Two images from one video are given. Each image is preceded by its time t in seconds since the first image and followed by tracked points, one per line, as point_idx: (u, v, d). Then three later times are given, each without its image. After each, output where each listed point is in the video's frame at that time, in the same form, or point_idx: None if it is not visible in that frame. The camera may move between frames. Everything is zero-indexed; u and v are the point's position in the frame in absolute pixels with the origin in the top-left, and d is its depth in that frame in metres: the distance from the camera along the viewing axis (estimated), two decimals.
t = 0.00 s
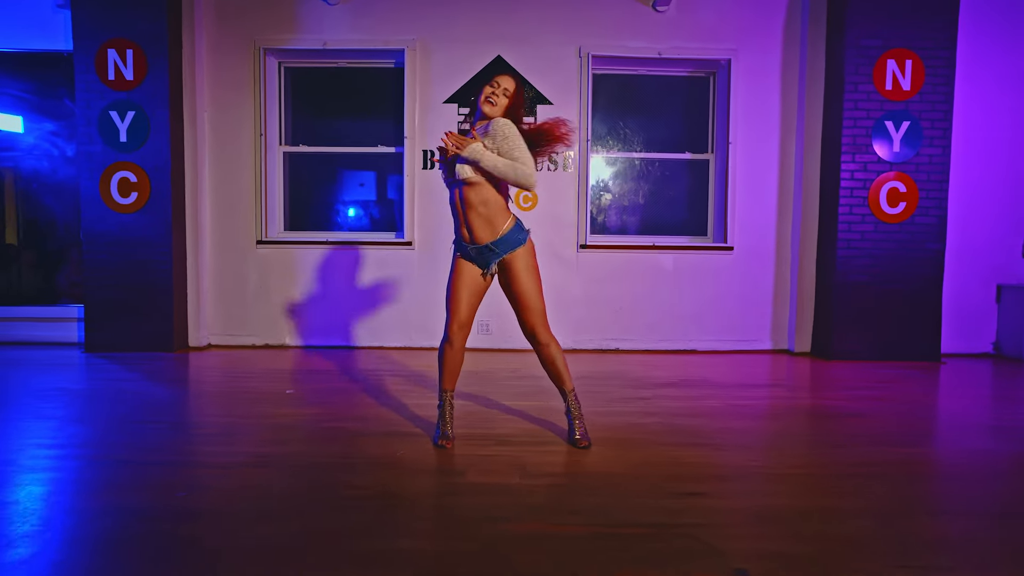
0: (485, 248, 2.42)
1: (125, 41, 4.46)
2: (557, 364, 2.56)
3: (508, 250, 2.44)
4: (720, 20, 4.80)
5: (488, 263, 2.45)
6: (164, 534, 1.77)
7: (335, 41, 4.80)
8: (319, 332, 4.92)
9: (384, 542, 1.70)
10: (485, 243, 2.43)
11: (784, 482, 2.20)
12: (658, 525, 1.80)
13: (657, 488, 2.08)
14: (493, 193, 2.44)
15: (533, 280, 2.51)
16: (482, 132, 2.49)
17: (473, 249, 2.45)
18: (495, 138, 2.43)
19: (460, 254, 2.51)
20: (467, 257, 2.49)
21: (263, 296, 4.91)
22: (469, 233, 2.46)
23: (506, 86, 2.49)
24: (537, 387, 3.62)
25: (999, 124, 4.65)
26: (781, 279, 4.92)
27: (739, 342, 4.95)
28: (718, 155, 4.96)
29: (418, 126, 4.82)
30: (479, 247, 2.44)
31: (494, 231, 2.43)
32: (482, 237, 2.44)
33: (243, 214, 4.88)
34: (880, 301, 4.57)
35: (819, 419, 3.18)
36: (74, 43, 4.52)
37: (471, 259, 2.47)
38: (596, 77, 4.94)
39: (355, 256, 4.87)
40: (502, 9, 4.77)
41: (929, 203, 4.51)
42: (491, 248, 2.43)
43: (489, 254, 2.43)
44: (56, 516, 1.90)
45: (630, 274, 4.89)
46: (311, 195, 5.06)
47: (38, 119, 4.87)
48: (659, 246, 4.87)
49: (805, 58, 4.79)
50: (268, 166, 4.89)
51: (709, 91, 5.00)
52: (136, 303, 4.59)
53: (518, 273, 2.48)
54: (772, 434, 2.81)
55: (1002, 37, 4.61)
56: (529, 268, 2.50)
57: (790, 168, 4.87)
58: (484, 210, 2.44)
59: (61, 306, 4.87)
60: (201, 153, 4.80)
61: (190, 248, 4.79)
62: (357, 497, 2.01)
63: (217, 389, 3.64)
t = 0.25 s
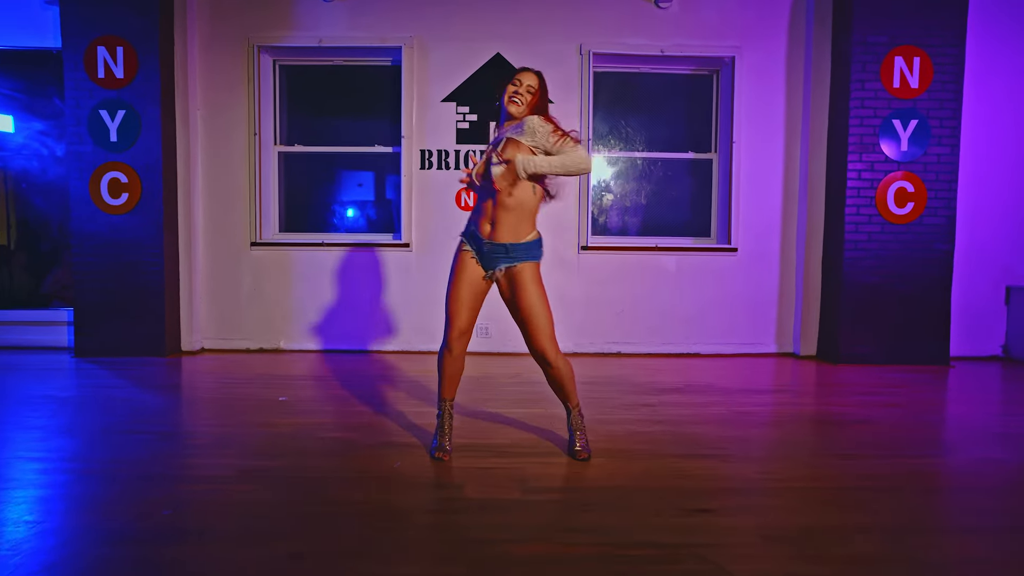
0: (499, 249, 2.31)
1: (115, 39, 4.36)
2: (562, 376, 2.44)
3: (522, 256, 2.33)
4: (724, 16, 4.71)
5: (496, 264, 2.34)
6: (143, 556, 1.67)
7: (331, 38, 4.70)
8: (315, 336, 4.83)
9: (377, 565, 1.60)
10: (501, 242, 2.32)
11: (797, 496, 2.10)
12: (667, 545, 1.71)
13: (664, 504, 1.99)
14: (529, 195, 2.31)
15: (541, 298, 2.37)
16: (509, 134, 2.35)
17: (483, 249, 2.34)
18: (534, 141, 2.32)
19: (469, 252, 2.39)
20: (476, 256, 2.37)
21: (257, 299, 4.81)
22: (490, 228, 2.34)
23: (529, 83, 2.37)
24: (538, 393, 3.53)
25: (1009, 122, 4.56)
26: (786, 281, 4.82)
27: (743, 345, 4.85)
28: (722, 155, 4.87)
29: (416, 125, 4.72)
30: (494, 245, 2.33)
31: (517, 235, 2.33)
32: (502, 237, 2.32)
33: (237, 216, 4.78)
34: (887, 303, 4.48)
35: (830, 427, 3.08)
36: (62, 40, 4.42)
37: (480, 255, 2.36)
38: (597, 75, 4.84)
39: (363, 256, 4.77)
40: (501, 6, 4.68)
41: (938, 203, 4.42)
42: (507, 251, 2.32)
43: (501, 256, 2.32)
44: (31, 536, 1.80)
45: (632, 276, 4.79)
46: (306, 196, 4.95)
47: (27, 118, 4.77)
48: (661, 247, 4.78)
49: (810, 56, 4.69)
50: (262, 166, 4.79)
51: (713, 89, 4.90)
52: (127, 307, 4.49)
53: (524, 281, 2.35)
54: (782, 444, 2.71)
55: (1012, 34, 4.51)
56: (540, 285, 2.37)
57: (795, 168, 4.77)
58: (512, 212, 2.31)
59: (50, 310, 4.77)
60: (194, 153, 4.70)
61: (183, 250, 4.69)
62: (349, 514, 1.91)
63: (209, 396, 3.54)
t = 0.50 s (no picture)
0: (546, 258, 2.20)
1: (104, 38, 4.27)
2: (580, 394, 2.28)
3: (567, 260, 2.21)
4: (726, 15, 4.63)
5: (547, 277, 2.22)
6: None
7: (325, 38, 4.61)
8: (310, 341, 4.74)
9: None
10: (548, 250, 2.20)
11: (804, 514, 2.02)
12: (670, 570, 1.62)
13: (667, 523, 1.90)
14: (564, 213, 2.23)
15: (583, 305, 2.21)
16: (539, 148, 2.25)
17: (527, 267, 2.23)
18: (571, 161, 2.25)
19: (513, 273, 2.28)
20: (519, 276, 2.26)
21: (251, 303, 4.72)
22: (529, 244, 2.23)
23: (555, 92, 2.29)
24: (537, 401, 3.44)
25: (1016, 123, 4.47)
26: (789, 285, 4.74)
27: (745, 350, 4.76)
28: (723, 156, 4.78)
29: (412, 126, 4.63)
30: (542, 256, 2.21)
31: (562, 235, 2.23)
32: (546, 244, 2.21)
33: (230, 219, 4.69)
34: (892, 308, 4.39)
35: (836, 437, 2.99)
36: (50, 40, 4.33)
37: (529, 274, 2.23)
38: (597, 75, 4.76)
39: (381, 260, 4.69)
40: (498, 4, 4.59)
41: (944, 205, 4.33)
42: (552, 256, 2.20)
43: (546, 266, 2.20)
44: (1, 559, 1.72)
45: (633, 280, 4.70)
46: (300, 198, 4.86)
47: (16, 119, 4.68)
48: (662, 250, 4.69)
49: (813, 55, 4.61)
50: (256, 168, 4.70)
51: (714, 89, 4.82)
52: (117, 311, 4.40)
53: (569, 289, 2.21)
54: (788, 456, 2.62)
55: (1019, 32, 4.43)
56: (585, 293, 2.22)
57: (798, 169, 4.69)
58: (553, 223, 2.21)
59: (39, 315, 4.68)
60: (185, 155, 4.61)
61: (175, 253, 4.60)
62: (336, 536, 1.82)
63: (199, 404, 3.45)
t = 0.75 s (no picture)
0: (551, 275, 2.10)
1: (90, 42, 4.21)
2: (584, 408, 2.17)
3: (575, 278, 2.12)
4: (721, 18, 4.58)
5: (549, 292, 2.12)
6: None
7: (316, 42, 4.56)
8: (300, 349, 4.65)
9: None
10: (554, 267, 2.10)
11: (803, 532, 1.93)
12: None
13: (659, 543, 1.82)
14: (582, 212, 2.16)
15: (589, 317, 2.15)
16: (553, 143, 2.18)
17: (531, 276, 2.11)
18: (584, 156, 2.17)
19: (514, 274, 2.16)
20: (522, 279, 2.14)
21: (240, 312, 4.63)
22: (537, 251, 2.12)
23: (565, 92, 2.21)
24: (529, 412, 3.36)
25: (1016, 127, 4.42)
26: (787, 291, 4.67)
27: (743, 358, 4.68)
28: (720, 161, 4.72)
29: (404, 131, 4.57)
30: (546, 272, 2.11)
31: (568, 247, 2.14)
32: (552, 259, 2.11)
33: (219, 226, 4.62)
34: (892, 315, 4.32)
35: (836, 448, 2.91)
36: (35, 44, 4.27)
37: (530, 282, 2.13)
38: (591, 80, 4.71)
39: (392, 264, 4.61)
40: (491, 8, 4.54)
41: (944, 210, 4.27)
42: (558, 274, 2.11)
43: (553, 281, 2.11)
44: None
45: (629, 287, 4.63)
46: (291, 205, 4.79)
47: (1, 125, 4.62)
48: (658, 256, 4.62)
49: (810, 59, 4.56)
50: (245, 175, 4.64)
51: (709, 94, 4.76)
52: (102, 320, 4.31)
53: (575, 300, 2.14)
54: (786, 469, 2.54)
55: (1017, 36, 4.38)
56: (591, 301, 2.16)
57: (795, 174, 4.63)
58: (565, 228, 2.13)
59: (24, 324, 4.59)
60: (173, 161, 4.54)
61: (162, 261, 4.52)
62: (312, 558, 1.74)
63: (182, 416, 3.37)
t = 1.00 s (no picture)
0: (544, 272, 2.11)
1: (76, 48, 4.19)
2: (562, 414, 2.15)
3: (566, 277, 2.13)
4: (709, 29, 4.63)
5: (540, 290, 2.12)
6: None
7: (305, 50, 4.56)
8: (287, 358, 4.61)
9: None
10: (546, 263, 2.12)
11: (788, 538, 1.93)
12: None
13: (644, 550, 1.80)
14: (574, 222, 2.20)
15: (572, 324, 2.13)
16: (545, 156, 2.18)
17: (522, 274, 2.14)
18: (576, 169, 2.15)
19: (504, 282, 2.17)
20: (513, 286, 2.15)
21: (226, 320, 4.59)
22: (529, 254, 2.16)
23: (560, 99, 2.21)
24: (517, 420, 3.34)
25: (997, 138, 4.49)
26: (775, 300, 4.69)
27: (732, 365, 4.69)
28: (708, 170, 4.75)
29: (393, 139, 4.57)
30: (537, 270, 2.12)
31: (561, 252, 2.15)
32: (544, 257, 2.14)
33: (206, 233, 4.58)
34: (878, 322, 4.35)
35: (822, 455, 2.92)
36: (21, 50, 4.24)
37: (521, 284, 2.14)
38: (580, 90, 4.74)
39: (389, 272, 4.59)
40: (481, 18, 4.56)
41: (928, 219, 4.32)
42: (551, 270, 2.12)
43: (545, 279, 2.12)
44: None
45: (617, 295, 4.63)
46: (279, 213, 4.76)
47: None
48: (646, 265, 4.63)
49: (796, 70, 4.62)
50: (233, 182, 4.61)
51: (698, 104, 4.80)
52: (85, 328, 4.25)
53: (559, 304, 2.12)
54: (773, 476, 2.54)
55: (997, 49, 4.47)
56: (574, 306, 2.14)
57: (782, 184, 4.67)
58: (560, 238, 2.15)
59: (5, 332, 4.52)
60: (160, 168, 4.51)
61: (147, 268, 4.47)
62: (291, 567, 1.71)
63: (165, 425, 3.32)
